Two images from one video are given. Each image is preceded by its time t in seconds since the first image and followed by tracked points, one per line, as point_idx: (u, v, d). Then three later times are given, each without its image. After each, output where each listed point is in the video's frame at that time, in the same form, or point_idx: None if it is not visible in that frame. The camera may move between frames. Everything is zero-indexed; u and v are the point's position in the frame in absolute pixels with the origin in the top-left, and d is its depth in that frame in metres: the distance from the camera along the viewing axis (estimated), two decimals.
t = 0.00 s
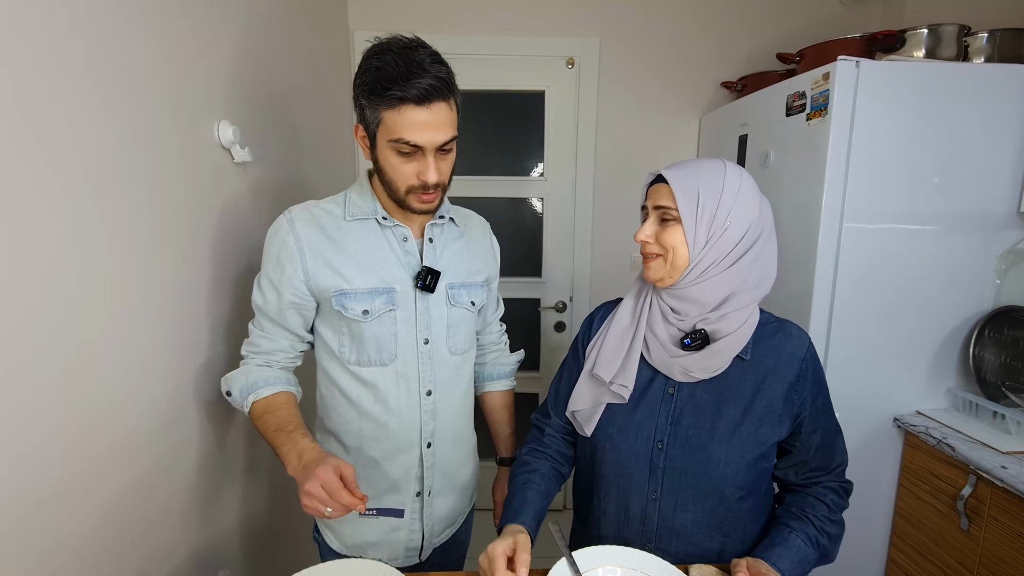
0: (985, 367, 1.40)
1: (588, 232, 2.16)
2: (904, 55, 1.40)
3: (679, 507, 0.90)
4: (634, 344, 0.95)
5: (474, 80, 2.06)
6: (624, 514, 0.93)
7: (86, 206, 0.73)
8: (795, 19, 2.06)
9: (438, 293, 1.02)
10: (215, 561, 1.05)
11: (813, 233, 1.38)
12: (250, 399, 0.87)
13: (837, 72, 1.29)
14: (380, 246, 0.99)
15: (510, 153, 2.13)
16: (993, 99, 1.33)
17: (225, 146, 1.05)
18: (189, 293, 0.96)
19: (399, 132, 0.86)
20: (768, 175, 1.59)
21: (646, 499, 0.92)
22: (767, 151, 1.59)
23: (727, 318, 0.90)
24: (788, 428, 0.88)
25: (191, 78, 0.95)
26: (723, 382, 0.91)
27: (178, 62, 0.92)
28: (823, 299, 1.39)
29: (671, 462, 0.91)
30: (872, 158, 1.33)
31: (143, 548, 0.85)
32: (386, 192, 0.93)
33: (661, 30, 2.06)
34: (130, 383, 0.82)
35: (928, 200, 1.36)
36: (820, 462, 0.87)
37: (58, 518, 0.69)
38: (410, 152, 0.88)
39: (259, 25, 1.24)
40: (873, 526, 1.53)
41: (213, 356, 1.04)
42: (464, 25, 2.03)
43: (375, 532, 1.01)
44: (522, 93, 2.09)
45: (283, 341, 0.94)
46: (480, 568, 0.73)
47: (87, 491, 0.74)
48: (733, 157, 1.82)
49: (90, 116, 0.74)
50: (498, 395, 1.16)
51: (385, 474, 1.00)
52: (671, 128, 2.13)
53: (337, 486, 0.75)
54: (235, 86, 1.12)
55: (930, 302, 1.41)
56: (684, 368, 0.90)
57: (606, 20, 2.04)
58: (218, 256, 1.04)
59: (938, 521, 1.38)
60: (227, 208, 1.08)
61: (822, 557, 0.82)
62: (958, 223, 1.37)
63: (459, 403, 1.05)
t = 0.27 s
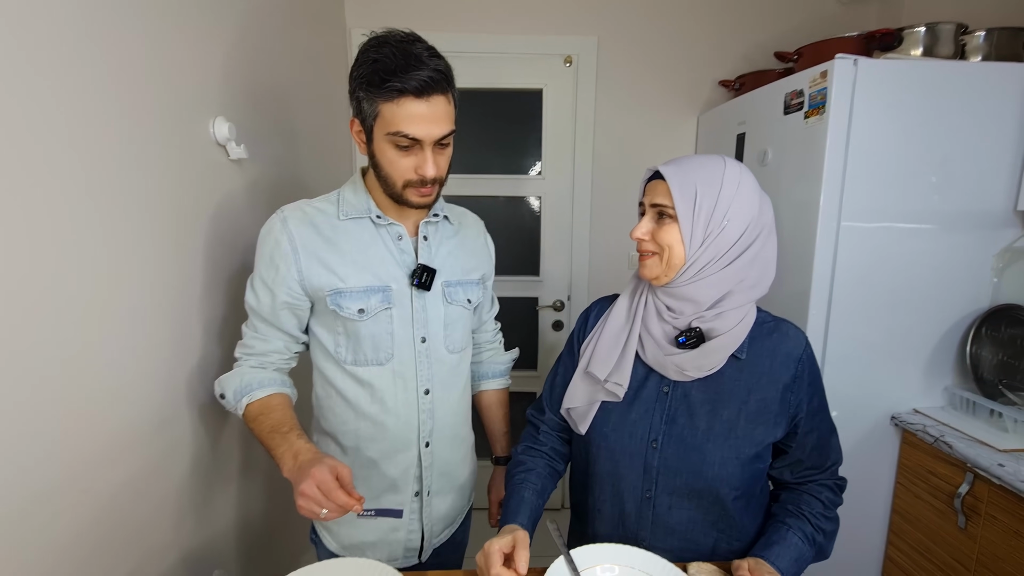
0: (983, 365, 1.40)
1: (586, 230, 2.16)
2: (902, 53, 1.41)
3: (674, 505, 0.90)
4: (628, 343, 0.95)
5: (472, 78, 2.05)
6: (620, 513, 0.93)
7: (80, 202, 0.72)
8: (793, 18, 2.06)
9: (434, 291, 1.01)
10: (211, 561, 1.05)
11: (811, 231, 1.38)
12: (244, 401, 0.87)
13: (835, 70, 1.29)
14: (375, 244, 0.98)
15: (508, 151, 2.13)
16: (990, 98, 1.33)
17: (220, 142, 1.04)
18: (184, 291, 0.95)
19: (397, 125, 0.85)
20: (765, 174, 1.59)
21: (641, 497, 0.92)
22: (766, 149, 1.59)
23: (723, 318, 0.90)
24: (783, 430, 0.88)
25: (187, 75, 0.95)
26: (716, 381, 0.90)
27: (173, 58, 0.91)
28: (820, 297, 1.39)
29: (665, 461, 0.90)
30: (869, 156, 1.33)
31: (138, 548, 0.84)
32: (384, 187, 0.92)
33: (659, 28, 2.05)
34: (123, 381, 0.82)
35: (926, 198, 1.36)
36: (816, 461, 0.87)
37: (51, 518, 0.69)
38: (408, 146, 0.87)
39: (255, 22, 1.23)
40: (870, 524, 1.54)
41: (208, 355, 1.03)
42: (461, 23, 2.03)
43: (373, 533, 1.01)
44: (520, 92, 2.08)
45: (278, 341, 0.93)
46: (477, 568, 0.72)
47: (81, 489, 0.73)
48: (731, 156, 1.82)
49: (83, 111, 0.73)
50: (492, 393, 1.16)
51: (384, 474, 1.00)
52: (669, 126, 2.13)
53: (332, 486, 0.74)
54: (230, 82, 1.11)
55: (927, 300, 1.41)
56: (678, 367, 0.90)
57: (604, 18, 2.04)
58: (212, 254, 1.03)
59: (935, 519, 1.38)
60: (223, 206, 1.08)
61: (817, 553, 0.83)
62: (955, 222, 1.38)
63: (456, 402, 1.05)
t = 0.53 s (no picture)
0: (977, 362, 1.41)
1: (582, 228, 2.15)
2: (898, 50, 1.41)
3: (666, 501, 0.90)
4: (619, 339, 0.95)
5: (468, 75, 2.05)
6: (613, 510, 0.93)
7: (64, 197, 0.72)
8: (790, 16, 2.06)
9: (427, 288, 1.01)
10: (204, 559, 1.04)
11: (806, 228, 1.38)
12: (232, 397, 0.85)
13: (831, 66, 1.29)
14: (365, 242, 0.97)
15: (504, 149, 2.12)
16: (984, 95, 1.33)
17: (213, 137, 1.04)
18: (173, 287, 0.94)
19: (393, 121, 0.85)
20: (762, 171, 1.59)
21: (633, 494, 0.91)
22: (762, 146, 1.59)
23: (714, 314, 0.90)
24: (775, 426, 0.88)
25: (178, 69, 0.94)
26: (705, 376, 0.90)
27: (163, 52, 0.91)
28: (816, 294, 1.39)
29: (658, 458, 0.90)
30: (864, 153, 1.33)
31: (127, 546, 0.84)
32: (378, 185, 0.91)
33: (656, 25, 2.05)
34: (111, 379, 0.81)
35: (921, 196, 1.36)
36: (810, 455, 0.87)
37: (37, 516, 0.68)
38: (404, 142, 0.87)
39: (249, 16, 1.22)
40: (865, 520, 1.54)
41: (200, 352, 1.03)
42: (458, 20, 2.02)
43: (369, 531, 1.00)
44: (516, 89, 2.08)
45: (269, 342, 0.92)
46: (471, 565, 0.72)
47: (67, 487, 0.73)
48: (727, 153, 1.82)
49: (70, 105, 0.72)
50: (487, 387, 1.16)
51: (378, 473, 0.99)
52: (666, 124, 2.13)
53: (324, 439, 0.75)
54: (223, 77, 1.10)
55: (922, 297, 1.41)
56: (668, 363, 0.90)
57: (601, 15, 2.04)
58: (203, 250, 1.03)
59: (930, 516, 1.39)
60: (215, 201, 1.07)
61: (813, 548, 0.83)
62: (951, 219, 1.38)
63: (451, 399, 1.04)
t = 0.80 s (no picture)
0: (972, 359, 1.41)
1: (579, 226, 2.15)
2: (893, 48, 1.41)
3: (659, 497, 0.90)
4: (613, 334, 0.95)
5: (464, 73, 2.05)
6: (606, 505, 0.93)
7: (52, 192, 0.71)
8: (786, 14, 2.07)
9: (419, 283, 1.01)
10: (199, 558, 1.04)
11: (802, 225, 1.39)
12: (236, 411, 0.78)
13: (826, 64, 1.29)
14: (355, 240, 0.97)
15: (501, 147, 2.12)
16: (978, 92, 1.33)
17: (208, 135, 1.05)
18: (165, 283, 0.94)
19: (408, 110, 0.87)
20: (758, 169, 1.59)
21: (627, 490, 0.92)
22: (758, 144, 1.60)
23: (706, 309, 0.90)
24: (769, 420, 0.88)
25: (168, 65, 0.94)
26: (700, 372, 0.90)
27: (154, 48, 0.90)
28: (812, 291, 1.39)
29: (650, 454, 0.90)
30: (860, 151, 1.34)
31: (120, 545, 0.83)
32: (394, 178, 0.92)
33: (651, 24, 2.05)
34: (103, 376, 0.81)
35: (916, 193, 1.37)
36: (806, 450, 0.87)
37: (28, 514, 0.68)
38: (419, 128, 0.89)
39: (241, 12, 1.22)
40: (861, 517, 1.54)
41: (193, 349, 1.02)
42: (454, 18, 2.02)
43: (366, 529, 1.00)
44: (512, 88, 2.08)
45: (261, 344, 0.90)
46: (467, 563, 0.72)
47: (58, 485, 0.72)
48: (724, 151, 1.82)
49: (57, 98, 0.72)
50: (485, 382, 1.15)
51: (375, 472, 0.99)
52: (662, 122, 2.13)
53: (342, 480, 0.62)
54: (216, 74, 1.10)
55: (917, 295, 1.42)
56: (660, 359, 0.89)
57: (596, 13, 2.03)
58: (195, 248, 1.02)
59: (925, 512, 1.39)
60: (208, 199, 1.07)
61: (809, 543, 0.83)
62: (945, 216, 1.38)
63: (446, 395, 1.04)
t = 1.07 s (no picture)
0: (969, 357, 1.42)
1: (578, 224, 2.15)
2: (891, 46, 1.41)
3: (658, 493, 0.90)
4: (613, 331, 0.95)
5: (463, 72, 2.05)
6: (605, 501, 0.93)
7: (52, 190, 0.71)
8: (785, 13, 2.07)
9: (419, 280, 1.01)
10: (197, 556, 1.04)
11: (800, 223, 1.39)
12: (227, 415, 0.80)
13: (824, 62, 1.29)
14: (354, 239, 0.97)
15: (499, 145, 2.12)
16: (976, 91, 1.34)
17: (205, 132, 1.05)
18: (162, 281, 0.94)
19: (412, 113, 0.87)
20: (756, 167, 1.59)
21: (626, 486, 0.92)
22: (756, 143, 1.60)
23: (705, 306, 0.90)
24: (768, 416, 0.89)
25: (164, 62, 0.93)
26: (701, 369, 0.90)
27: (151, 45, 0.90)
28: (810, 289, 1.40)
29: (649, 450, 0.90)
30: (858, 149, 1.34)
31: (118, 542, 0.83)
32: (394, 178, 0.92)
33: (650, 22, 2.05)
34: (101, 374, 0.81)
35: (914, 191, 1.37)
36: (805, 447, 0.87)
37: (26, 512, 0.68)
38: (421, 131, 0.90)
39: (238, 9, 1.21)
40: (858, 514, 1.55)
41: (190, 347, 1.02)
42: (453, 16, 2.02)
43: (373, 528, 1.00)
44: (511, 86, 2.08)
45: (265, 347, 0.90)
46: (467, 560, 0.72)
47: (56, 483, 0.72)
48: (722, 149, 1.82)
49: (55, 93, 0.71)
50: (482, 378, 1.16)
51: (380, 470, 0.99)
52: (661, 121, 2.13)
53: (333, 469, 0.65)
54: (213, 71, 1.10)
55: (915, 293, 1.42)
56: (660, 355, 0.90)
57: (595, 11, 2.03)
58: (192, 246, 1.02)
59: (923, 509, 1.40)
60: (205, 196, 1.06)
61: (808, 539, 0.83)
62: (943, 214, 1.39)
63: (449, 391, 1.04)
